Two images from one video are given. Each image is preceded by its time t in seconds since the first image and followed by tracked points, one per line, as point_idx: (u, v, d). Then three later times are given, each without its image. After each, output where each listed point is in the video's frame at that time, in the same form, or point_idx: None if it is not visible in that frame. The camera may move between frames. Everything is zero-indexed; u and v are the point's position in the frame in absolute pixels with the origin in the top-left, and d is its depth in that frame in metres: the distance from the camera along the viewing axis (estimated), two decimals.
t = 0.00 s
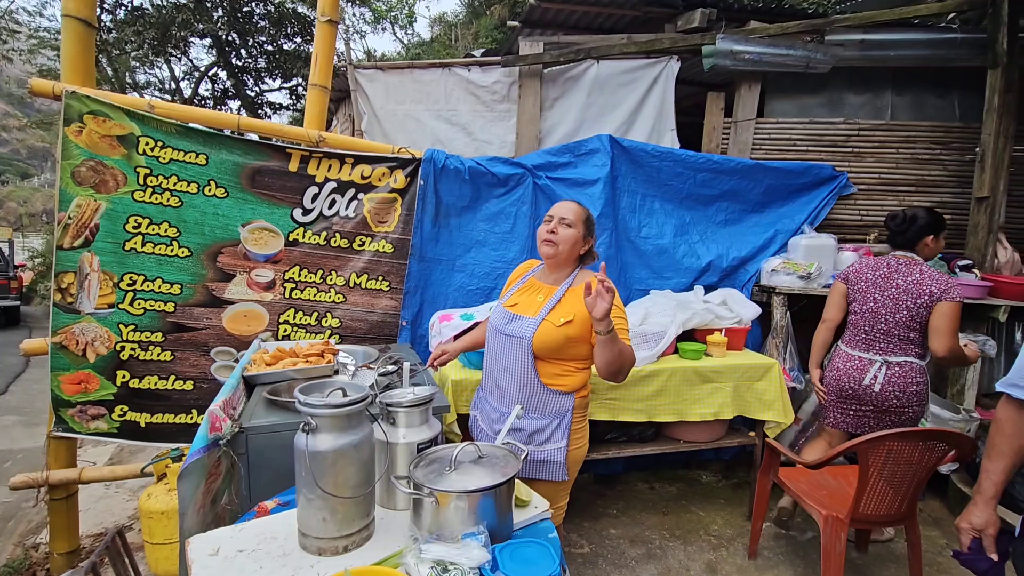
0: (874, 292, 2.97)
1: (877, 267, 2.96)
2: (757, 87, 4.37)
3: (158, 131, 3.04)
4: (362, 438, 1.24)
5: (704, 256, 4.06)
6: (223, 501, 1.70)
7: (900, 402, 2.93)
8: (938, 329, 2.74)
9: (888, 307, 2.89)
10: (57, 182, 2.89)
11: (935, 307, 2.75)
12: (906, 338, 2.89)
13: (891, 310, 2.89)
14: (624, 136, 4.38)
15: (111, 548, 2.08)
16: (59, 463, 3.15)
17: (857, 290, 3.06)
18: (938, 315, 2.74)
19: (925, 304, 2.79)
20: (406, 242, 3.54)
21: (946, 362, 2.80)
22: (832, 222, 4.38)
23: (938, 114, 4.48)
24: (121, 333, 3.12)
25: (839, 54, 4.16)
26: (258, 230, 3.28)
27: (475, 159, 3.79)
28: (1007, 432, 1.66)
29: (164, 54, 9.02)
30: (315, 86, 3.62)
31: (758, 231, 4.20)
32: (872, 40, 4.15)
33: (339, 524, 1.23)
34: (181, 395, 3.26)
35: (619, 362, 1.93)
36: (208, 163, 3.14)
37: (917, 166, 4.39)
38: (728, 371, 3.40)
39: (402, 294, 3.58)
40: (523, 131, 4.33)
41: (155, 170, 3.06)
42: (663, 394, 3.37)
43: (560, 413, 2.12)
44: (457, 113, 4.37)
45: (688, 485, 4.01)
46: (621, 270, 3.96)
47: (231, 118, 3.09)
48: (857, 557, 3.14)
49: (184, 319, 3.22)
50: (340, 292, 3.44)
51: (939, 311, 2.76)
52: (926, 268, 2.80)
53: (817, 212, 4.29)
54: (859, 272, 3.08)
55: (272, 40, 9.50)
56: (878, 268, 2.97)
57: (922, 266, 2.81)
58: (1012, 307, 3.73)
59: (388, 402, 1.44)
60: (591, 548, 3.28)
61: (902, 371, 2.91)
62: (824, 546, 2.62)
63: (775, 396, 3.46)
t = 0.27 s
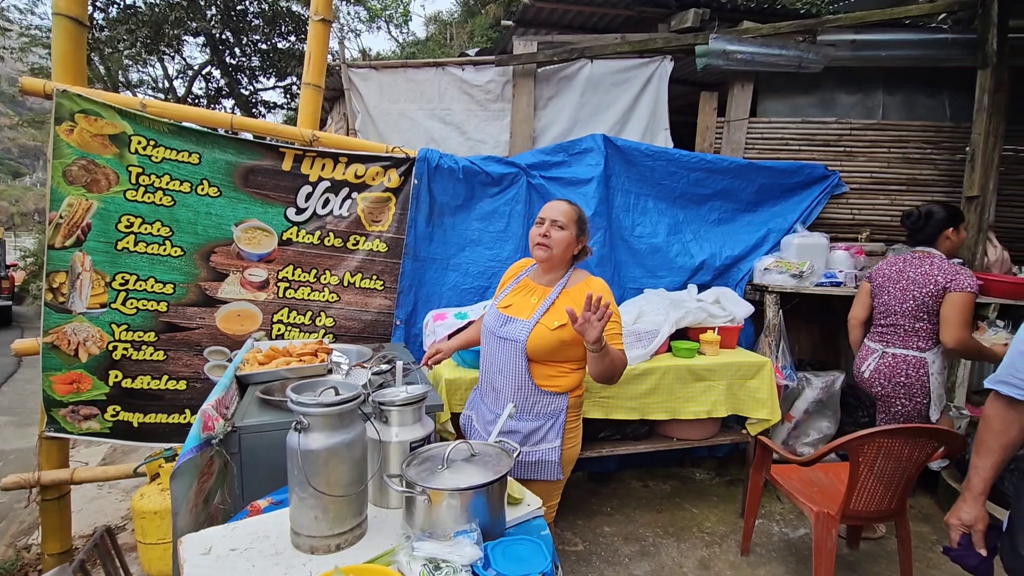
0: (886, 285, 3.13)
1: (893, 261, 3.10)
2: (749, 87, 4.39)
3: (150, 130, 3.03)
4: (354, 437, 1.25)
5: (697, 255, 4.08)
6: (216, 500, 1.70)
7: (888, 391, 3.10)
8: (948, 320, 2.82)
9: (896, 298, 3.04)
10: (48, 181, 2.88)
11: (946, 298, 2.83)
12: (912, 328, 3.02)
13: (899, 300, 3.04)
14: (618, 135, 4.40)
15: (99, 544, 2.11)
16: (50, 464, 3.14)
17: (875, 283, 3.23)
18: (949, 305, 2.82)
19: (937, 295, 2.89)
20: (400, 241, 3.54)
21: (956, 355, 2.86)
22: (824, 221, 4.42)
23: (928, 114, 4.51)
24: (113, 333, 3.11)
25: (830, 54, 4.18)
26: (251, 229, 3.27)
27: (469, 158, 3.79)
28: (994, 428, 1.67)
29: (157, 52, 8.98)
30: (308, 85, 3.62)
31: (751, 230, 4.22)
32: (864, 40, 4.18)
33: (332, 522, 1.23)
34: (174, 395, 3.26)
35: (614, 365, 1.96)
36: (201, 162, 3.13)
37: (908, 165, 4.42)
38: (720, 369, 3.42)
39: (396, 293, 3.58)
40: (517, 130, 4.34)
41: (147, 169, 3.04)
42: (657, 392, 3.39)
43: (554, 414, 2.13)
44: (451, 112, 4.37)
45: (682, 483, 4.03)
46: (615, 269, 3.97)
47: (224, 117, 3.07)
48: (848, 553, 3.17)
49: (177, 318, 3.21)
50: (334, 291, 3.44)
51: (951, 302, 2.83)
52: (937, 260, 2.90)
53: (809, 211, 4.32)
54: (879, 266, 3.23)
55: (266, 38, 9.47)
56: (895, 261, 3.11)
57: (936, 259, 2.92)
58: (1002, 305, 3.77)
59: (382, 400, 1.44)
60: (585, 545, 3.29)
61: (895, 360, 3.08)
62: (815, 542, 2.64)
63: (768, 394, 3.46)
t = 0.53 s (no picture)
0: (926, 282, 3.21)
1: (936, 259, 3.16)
2: (745, 85, 4.39)
3: (143, 129, 3.00)
4: (349, 437, 1.23)
5: (693, 254, 4.08)
6: (210, 501, 1.69)
7: (910, 386, 3.24)
8: (981, 316, 2.84)
9: (932, 294, 3.13)
10: (40, 180, 2.85)
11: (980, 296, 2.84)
12: (943, 325, 3.10)
13: (934, 295, 3.12)
14: (614, 134, 4.39)
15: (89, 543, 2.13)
16: (44, 466, 3.12)
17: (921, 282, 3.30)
18: (982, 301, 2.84)
19: (972, 291, 2.93)
20: (396, 241, 3.52)
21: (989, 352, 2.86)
22: (820, 219, 4.42)
23: (924, 111, 4.51)
24: (107, 333, 3.09)
25: (826, 52, 4.19)
26: (245, 229, 3.25)
27: (465, 156, 3.78)
28: (991, 424, 1.66)
29: (151, 51, 8.94)
30: (303, 83, 3.60)
31: (747, 228, 4.22)
32: (859, 38, 4.18)
33: (326, 523, 1.22)
34: (169, 396, 3.24)
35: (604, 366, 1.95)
36: (194, 161, 3.11)
37: (904, 163, 4.43)
38: (717, 368, 3.42)
39: (392, 293, 3.56)
40: (513, 129, 4.33)
41: (140, 168, 3.02)
42: (654, 390, 3.38)
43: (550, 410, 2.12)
44: (446, 110, 4.36)
45: (679, 482, 4.03)
46: (612, 268, 3.97)
47: (217, 115, 3.05)
48: (845, 551, 3.18)
49: (171, 318, 3.19)
50: (330, 290, 3.42)
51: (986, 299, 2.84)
52: (974, 258, 2.92)
53: (805, 209, 4.33)
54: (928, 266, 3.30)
55: (260, 37, 9.43)
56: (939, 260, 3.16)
57: (975, 257, 2.93)
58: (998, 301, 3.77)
59: (377, 400, 1.43)
60: (582, 544, 3.29)
61: (919, 359, 3.20)
62: (812, 539, 2.64)
63: (765, 392, 3.45)
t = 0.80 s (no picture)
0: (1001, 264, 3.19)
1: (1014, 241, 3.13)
2: (743, 83, 4.39)
3: (140, 128, 3.00)
4: (347, 436, 1.23)
5: (691, 252, 4.08)
6: (208, 501, 1.69)
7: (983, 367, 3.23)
8: None
9: (1006, 276, 3.11)
10: (36, 180, 2.85)
11: None
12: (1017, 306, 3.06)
13: (1010, 277, 3.09)
14: (612, 132, 4.39)
15: (87, 543, 2.15)
16: (41, 466, 3.11)
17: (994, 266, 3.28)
18: None
19: None
20: (394, 240, 3.52)
21: None
22: (818, 218, 4.43)
23: (920, 110, 4.52)
24: (104, 333, 3.08)
25: (823, 50, 4.19)
26: (243, 228, 3.24)
27: (462, 155, 3.77)
28: (988, 421, 1.66)
29: (148, 50, 8.92)
30: (300, 82, 3.59)
31: (745, 227, 4.22)
32: (856, 37, 4.19)
33: (325, 522, 1.22)
34: (166, 396, 3.23)
35: (585, 372, 2.04)
36: (191, 160, 3.10)
37: (901, 162, 4.43)
38: (715, 366, 3.43)
39: (390, 292, 3.56)
40: (511, 128, 4.33)
41: (137, 167, 3.01)
42: (652, 389, 3.39)
43: (538, 405, 2.12)
44: (444, 109, 4.35)
45: (678, 480, 4.04)
46: (610, 267, 3.97)
47: (215, 114, 3.05)
48: (843, 548, 3.18)
49: (169, 318, 3.18)
50: (327, 290, 3.42)
51: None
52: None
53: (803, 207, 4.33)
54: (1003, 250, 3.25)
55: (258, 36, 9.42)
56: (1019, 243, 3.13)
57: None
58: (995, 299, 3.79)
59: (375, 399, 1.43)
60: (581, 543, 3.29)
61: (994, 339, 3.17)
62: (810, 537, 2.65)
63: (763, 390, 3.45)
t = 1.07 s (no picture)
0: None
1: None
2: (740, 84, 4.40)
3: (137, 129, 2.99)
4: (344, 437, 1.24)
5: (688, 252, 4.09)
6: (205, 502, 1.69)
7: None
8: None
9: None
10: (33, 181, 2.84)
11: None
12: None
13: None
14: (609, 133, 4.40)
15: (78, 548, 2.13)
16: (38, 467, 3.11)
17: None
18: None
19: None
20: (392, 240, 3.52)
21: None
22: (814, 218, 4.44)
23: (917, 110, 4.53)
24: (101, 334, 3.08)
25: (820, 51, 4.20)
26: (240, 229, 3.25)
27: (460, 155, 3.78)
28: (984, 421, 1.66)
29: (146, 50, 8.91)
30: (297, 83, 3.59)
31: (742, 227, 4.23)
32: (853, 37, 4.20)
33: (321, 523, 1.22)
34: (164, 396, 3.23)
35: (579, 365, 2.06)
36: (189, 161, 3.10)
37: (898, 162, 4.45)
38: (712, 366, 3.44)
39: (387, 293, 3.56)
40: (508, 128, 4.34)
41: (134, 168, 3.01)
42: (649, 389, 3.40)
43: (527, 403, 2.12)
44: (442, 110, 4.36)
45: (675, 480, 4.04)
46: (607, 267, 3.98)
47: (212, 115, 3.05)
48: (839, 547, 3.19)
49: (166, 319, 3.18)
50: (325, 290, 3.42)
51: None
52: None
53: (800, 207, 4.34)
54: None
55: (256, 36, 9.41)
56: None
57: None
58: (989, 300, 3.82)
59: (372, 400, 1.43)
60: (578, 543, 3.30)
61: None
62: (806, 536, 2.65)
63: (760, 390, 3.46)
